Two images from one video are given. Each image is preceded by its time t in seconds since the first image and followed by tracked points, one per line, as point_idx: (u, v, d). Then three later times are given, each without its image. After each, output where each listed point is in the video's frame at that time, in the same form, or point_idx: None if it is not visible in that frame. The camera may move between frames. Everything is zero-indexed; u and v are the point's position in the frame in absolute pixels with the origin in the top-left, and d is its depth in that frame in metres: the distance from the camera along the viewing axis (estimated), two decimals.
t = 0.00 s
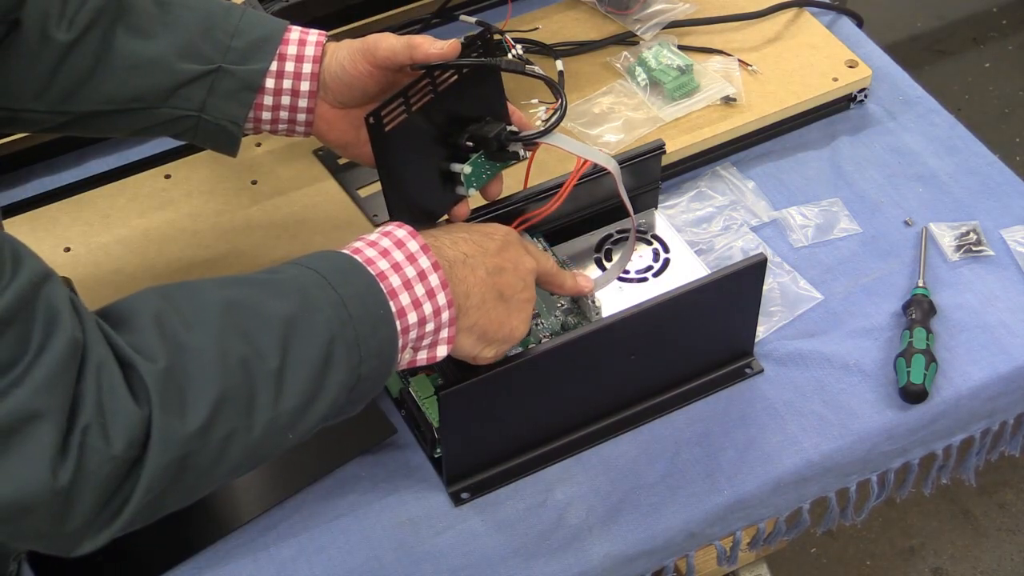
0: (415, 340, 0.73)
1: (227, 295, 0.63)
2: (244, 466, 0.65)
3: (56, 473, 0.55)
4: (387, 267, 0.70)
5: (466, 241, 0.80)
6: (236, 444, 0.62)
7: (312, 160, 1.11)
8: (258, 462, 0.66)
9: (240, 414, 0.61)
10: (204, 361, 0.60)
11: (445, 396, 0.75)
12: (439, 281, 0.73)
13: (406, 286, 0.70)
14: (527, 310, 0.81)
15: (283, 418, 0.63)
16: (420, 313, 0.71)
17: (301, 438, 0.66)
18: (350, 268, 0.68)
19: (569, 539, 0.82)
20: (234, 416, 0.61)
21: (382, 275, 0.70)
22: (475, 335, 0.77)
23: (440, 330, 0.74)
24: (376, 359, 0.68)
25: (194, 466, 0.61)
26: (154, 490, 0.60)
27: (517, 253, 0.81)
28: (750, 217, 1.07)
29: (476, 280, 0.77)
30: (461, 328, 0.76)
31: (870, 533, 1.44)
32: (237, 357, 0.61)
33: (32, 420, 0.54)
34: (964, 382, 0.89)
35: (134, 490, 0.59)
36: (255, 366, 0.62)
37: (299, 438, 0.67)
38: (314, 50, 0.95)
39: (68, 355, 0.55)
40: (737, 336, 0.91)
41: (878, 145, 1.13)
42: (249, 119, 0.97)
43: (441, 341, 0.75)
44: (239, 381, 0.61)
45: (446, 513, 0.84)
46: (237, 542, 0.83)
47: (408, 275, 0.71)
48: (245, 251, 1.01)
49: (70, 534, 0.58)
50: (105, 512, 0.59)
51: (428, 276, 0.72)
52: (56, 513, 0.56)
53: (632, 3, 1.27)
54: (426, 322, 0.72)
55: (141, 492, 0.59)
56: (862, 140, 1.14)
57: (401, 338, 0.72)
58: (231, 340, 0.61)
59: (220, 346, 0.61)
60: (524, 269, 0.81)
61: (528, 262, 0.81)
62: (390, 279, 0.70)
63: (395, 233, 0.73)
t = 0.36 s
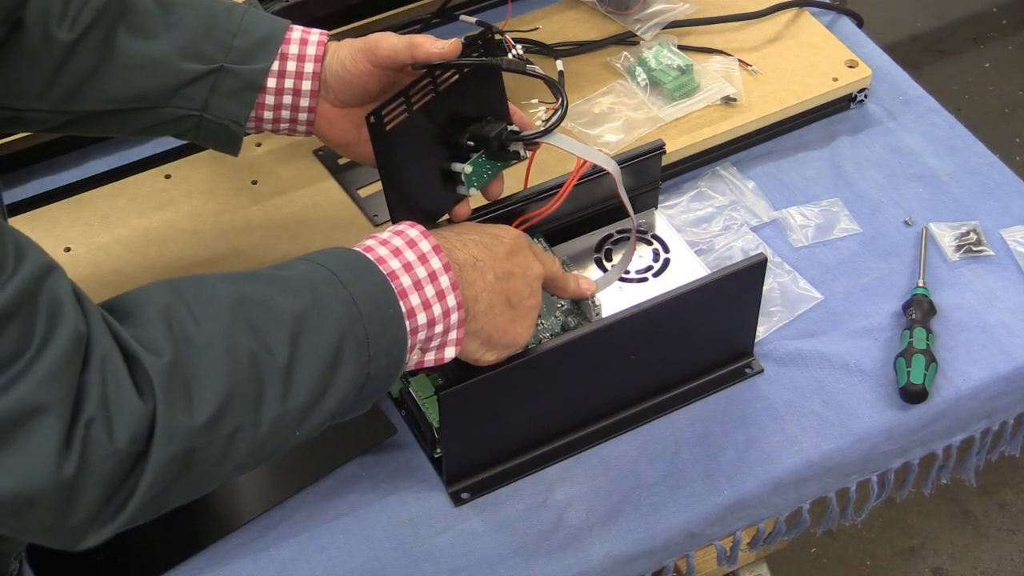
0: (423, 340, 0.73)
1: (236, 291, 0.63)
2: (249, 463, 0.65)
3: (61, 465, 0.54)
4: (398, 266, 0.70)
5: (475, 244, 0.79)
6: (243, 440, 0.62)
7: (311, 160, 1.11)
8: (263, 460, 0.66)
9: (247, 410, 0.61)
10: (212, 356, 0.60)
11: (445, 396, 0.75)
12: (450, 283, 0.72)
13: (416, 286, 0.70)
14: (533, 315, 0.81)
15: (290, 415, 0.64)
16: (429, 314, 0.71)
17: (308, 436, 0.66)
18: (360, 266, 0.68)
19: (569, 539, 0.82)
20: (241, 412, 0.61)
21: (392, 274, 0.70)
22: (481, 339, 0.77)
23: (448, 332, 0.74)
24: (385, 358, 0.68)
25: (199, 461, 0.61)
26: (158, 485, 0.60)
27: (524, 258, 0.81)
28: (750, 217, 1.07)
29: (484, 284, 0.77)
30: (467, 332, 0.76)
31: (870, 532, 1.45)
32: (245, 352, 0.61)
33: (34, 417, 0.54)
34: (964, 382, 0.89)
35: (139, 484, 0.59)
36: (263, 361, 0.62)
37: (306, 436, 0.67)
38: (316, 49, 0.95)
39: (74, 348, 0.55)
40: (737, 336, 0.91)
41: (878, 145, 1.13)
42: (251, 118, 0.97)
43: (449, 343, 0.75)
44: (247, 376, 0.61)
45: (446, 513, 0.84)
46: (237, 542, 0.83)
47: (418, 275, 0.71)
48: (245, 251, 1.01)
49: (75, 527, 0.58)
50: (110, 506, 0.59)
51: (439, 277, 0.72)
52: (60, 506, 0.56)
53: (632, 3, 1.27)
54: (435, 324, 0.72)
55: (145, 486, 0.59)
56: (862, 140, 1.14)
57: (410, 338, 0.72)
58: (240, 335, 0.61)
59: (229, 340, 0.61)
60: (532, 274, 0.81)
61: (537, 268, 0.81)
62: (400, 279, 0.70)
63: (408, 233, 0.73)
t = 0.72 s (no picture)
0: (431, 333, 0.73)
1: (246, 282, 0.63)
2: (266, 457, 0.64)
3: (76, 455, 0.54)
4: (404, 258, 0.70)
5: (478, 239, 0.79)
6: (258, 432, 0.62)
7: (311, 160, 1.10)
8: (281, 452, 0.66)
9: (262, 401, 0.61)
10: (225, 347, 0.60)
11: (445, 395, 0.75)
12: (455, 274, 0.73)
13: (423, 278, 0.70)
14: (537, 308, 0.82)
15: (305, 405, 0.63)
16: (437, 304, 0.71)
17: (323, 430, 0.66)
18: (365, 262, 0.68)
19: (569, 539, 0.82)
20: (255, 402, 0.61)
21: (400, 266, 0.70)
22: (489, 332, 0.77)
23: (456, 325, 0.74)
24: (395, 348, 0.67)
25: (214, 453, 0.61)
26: (176, 476, 0.60)
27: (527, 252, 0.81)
28: (750, 217, 1.07)
29: (490, 277, 0.77)
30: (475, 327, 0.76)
31: (870, 532, 1.44)
32: (258, 343, 0.61)
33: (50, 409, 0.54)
34: (964, 382, 0.89)
35: (156, 476, 0.59)
36: (275, 353, 0.62)
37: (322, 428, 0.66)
38: (320, 48, 0.95)
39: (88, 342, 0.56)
40: (737, 336, 0.91)
41: (878, 145, 1.13)
42: (256, 117, 0.96)
43: (458, 336, 0.75)
44: (259, 365, 0.61)
45: (446, 513, 0.84)
46: (237, 542, 0.83)
47: (425, 266, 0.71)
48: (245, 251, 1.01)
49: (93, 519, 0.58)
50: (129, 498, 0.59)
51: (445, 268, 0.72)
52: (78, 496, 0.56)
53: (632, 3, 1.27)
54: (443, 315, 0.72)
55: (164, 477, 0.59)
56: (862, 140, 1.14)
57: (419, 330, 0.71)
58: (252, 326, 0.62)
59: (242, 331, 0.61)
60: (535, 266, 0.81)
61: (541, 262, 0.82)
62: (407, 271, 0.70)
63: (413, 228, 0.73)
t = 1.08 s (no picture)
0: (474, 306, 0.72)
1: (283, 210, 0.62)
2: (301, 391, 0.63)
3: (73, 312, 0.52)
4: (448, 229, 0.71)
5: (537, 226, 0.80)
6: (295, 362, 0.60)
7: (311, 160, 1.10)
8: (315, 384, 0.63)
9: (302, 330, 0.59)
10: (266, 270, 0.58)
11: (445, 396, 0.75)
12: (499, 251, 0.71)
13: (466, 247, 0.70)
14: (598, 296, 0.78)
15: (341, 323, 0.61)
16: (479, 275, 0.70)
17: (360, 370, 0.64)
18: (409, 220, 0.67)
19: (568, 539, 0.82)
20: (294, 331, 0.59)
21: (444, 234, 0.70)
22: (545, 317, 0.76)
23: (498, 303, 0.73)
24: (439, 297, 0.65)
25: (240, 352, 0.58)
26: (200, 366, 0.56)
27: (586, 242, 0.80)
28: (750, 217, 1.07)
29: (543, 261, 0.77)
30: (528, 310, 0.76)
31: (870, 532, 1.44)
32: (298, 270, 0.59)
33: (84, 322, 0.52)
34: (964, 382, 0.89)
35: (179, 365, 0.56)
36: (314, 266, 0.60)
37: (361, 362, 0.63)
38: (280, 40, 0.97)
39: (125, 253, 0.54)
40: (737, 336, 0.91)
41: (878, 145, 1.13)
42: (214, 108, 0.98)
43: (498, 317, 0.74)
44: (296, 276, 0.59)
45: (446, 513, 0.84)
46: (236, 542, 0.83)
47: (468, 238, 0.70)
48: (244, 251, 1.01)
49: (128, 443, 0.56)
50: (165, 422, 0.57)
51: (488, 244, 0.71)
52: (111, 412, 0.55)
53: (632, 3, 1.27)
54: (486, 287, 0.71)
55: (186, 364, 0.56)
56: (862, 140, 1.14)
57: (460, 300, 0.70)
58: (293, 252, 0.59)
59: (284, 256, 0.59)
60: (597, 253, 0.79)
61: (604, 247, 0.80)
62: (451, 238, 0.70)
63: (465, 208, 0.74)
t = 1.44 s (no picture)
0: (467, 296, 0.74)
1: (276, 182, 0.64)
2: (277, 360, 0.63)
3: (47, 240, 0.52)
4: (446, 219, 0.73)
5: (538, 223, 0.81)
6: (274, 326, 0.60)
7: (311, 160, 1.10)
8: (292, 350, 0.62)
9: (283, 292, 0.60)
10: (253, 229, 0.59)
11: (446, 395, 0.75)
12: (496, 244, 0.74)
13: (462, 236, 0.72)
14: (598, 291, 0.79)
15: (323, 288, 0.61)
16: (473, 265, 0.72)
17: (339, 343, 0.64)
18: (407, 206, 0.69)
19: (568, 539, 0.82)
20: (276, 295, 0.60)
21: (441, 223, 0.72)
22: (544, 313, 0.77)
23: (492, 296, 0.74)
24: (426, 274, 0.66)
25: (218, 304, 0.58)
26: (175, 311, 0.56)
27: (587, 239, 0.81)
28: (750, 217, 1.07)
29: (541, 257, 0.78)
30: (526, 305, 0.77)
31: (870, 533, 1.44)
32: (284, 232, 0.60)
33: (56, 253, 0.52)
34: (964, 382, 0.89)
35: (152, 310, 0.56)
36: (300, 229, 0.61)
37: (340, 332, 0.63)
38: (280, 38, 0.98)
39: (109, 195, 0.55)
40: (737, 336, 0.91)
41: (878, 145, 1.13)
42: (212, 99, 0.99)
43: (492, 310, 0.75)
44: (282, 236, 0.60)
45: (446, 513, 0.84)
46: (235, 541, 0.83)
47: (465, 228, 0.73)
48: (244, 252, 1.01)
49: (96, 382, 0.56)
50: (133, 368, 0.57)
51: (485, 235, 0.73)
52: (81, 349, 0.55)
53: (632, 3, 1.27)
54: (479, 277, 0.73)
55: (161, 308, 0.56)
56: (862, 140, 1.14)
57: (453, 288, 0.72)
58: (281, 215, 0.60)
59: (271, 218, 0.60)
60: (597, 249, 0.80)
61: (604, 243, 0.81)
62: (448, 227, 0.72)
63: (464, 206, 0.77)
